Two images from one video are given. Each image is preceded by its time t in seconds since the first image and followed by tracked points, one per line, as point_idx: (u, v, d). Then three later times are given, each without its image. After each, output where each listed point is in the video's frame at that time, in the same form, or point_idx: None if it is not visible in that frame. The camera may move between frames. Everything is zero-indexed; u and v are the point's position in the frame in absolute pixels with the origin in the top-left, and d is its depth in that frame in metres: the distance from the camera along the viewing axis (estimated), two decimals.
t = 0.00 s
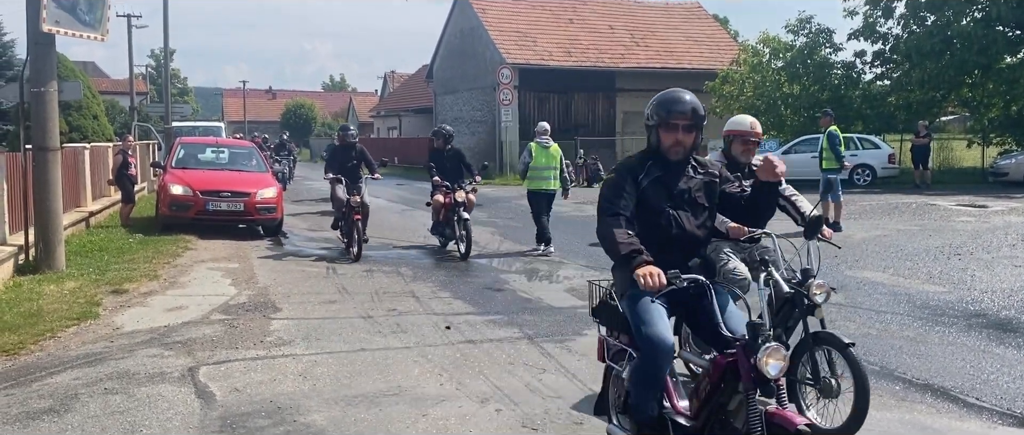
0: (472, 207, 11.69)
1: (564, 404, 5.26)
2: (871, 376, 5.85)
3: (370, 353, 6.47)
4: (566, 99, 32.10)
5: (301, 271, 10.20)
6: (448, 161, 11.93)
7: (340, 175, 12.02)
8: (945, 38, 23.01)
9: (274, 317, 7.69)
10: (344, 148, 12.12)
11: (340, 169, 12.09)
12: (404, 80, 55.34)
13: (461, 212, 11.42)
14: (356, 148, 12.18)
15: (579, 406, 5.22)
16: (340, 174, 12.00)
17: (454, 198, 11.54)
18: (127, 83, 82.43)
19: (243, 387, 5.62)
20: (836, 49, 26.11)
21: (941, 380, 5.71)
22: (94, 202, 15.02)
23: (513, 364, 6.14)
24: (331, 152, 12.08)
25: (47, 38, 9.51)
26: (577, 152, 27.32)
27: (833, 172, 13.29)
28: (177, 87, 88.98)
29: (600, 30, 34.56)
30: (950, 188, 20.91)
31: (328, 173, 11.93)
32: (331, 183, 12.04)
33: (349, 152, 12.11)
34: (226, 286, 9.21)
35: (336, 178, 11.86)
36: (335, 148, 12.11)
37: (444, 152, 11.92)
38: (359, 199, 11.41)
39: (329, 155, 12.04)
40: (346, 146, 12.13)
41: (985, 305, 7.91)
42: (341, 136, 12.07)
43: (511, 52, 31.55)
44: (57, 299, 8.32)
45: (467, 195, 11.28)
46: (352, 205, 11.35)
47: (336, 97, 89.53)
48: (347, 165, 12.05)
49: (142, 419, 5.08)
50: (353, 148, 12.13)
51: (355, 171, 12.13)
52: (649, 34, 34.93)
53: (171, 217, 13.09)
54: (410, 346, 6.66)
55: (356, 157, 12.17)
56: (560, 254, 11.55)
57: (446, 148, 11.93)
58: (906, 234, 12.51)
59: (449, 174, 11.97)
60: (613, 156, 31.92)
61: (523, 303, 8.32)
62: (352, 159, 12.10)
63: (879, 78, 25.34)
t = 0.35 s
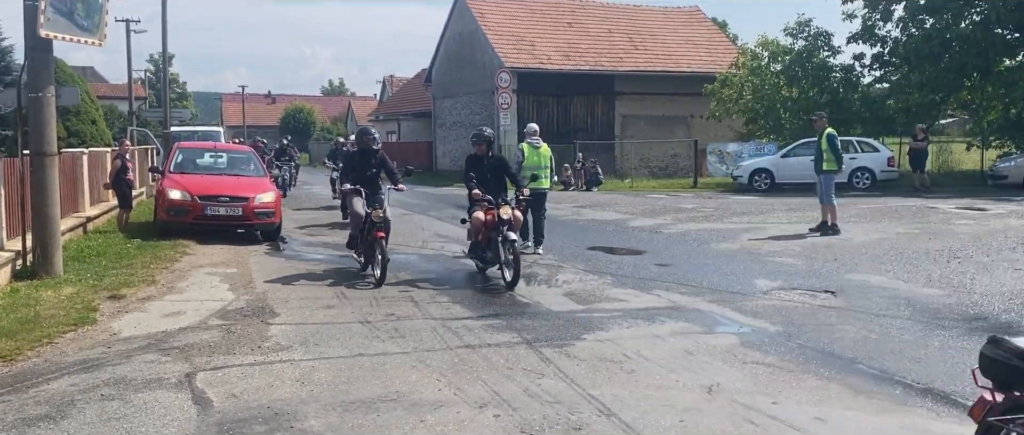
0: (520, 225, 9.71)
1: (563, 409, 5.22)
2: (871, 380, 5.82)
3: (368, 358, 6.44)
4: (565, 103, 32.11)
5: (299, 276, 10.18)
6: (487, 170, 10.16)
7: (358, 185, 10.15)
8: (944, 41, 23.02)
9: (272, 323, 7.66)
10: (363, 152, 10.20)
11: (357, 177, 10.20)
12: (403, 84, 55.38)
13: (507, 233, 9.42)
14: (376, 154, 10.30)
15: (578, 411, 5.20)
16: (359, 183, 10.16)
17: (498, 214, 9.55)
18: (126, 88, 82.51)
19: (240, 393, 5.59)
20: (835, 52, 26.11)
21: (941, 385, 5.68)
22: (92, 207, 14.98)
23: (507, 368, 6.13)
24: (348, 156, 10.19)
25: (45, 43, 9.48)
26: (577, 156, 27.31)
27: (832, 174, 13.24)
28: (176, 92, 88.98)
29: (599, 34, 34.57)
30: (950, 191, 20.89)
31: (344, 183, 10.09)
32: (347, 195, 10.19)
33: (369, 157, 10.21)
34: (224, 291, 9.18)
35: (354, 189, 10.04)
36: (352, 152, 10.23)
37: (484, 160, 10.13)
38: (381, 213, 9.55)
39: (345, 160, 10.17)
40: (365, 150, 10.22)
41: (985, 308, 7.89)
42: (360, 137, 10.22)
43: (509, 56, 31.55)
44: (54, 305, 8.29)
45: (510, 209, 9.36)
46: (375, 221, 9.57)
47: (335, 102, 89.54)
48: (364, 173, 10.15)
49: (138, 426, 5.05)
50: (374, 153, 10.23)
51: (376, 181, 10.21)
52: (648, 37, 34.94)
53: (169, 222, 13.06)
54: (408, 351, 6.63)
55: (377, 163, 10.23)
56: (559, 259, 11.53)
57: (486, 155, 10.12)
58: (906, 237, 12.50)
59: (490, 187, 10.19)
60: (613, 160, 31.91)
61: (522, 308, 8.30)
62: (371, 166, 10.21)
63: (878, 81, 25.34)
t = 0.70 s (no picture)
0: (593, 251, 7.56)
1: (561, 415, 5.21)
2: (870, 385, 5.81)
3: (365, 364, 6.41)
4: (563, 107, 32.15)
5: (296, 282, 10.14)
6: (550, 182, 7.98)
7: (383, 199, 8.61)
8: (941, 45, 23.04)
9: (269, 328, 7.63)
10: (391, 160, 8.74)
11: (382, 191, 8.71)
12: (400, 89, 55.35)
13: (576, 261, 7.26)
14: (404, 162, 8.80)
15: (576, 416, 5.17)
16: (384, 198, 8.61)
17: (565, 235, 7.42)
18: (123, 92, 82.46)
19: (237, 399, 5.56)
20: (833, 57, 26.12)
21: (941, 389, 5.66)
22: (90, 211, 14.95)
23: (505, 374, 6.10)
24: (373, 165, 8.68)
25: (42, 47, 9.44)
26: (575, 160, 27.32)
27: (831, 177, 13.23)
28: (174, 97, 89.02)
29: (597, 38, 34.60)
30: (948, 195, 20.88)
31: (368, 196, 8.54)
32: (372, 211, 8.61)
33: (396, 166, 8.74)
34: (221, 296, 9.15)
35: (379, 202, 8.47)
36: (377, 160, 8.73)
37: (546, 169, 7.98)
38: (413, 232, 8.01)
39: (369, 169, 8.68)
40: (392, 158, 8.74)
41: (984, 312, 7.87)
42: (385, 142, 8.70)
43: (508, 60, 31.56)
44: (50, 310, 8.25)
45: (585, 233, 7.23)
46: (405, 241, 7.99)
47: (332, 107, 89.58)
48: (389, 184, 8.68)
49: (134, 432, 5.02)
50: (401, 161, 8.76)
51: (403, 193, 8.75)
52: (647, 42, 34.95)
53: (166, 227, 13.04)
54: (406, 356, 6.60)
55: (405, 172, 8.78)
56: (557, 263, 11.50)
57: (549, 163, 7.99)
58: (904, 241, 12.49)
59: (554, 202, 8.00)
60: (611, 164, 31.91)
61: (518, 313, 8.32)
62: (399, 175, 8.75)
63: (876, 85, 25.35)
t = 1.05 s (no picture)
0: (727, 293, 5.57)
1: (558, 420, 5.19)
2: (868, 389, 5.80)
3: (363, 369, 6.40)
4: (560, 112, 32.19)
5: (293, 286, 10.12)
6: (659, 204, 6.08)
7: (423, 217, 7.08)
8: (938, 50, 23.11)
9: (266, 333, 7.61)
10: (431, 170, 7.27)
11: (422, 206, 7.23)
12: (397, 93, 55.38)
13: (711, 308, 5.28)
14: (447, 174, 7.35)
15: (574, 421, 5.16)
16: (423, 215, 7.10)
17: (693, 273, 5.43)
18: (120, 97, 82.36)
19: (234, 405, 5.55)
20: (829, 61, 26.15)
21: (938, 394, 5.66)
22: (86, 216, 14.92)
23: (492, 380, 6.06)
24: (411, 175, 7.24)
25: (38, 51, 9.43)
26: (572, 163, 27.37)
27: (829, 181, 13.24)
28: (170, 101, 88.98)
29: (594, 42, 34.63)
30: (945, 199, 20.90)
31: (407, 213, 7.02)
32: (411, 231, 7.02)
33: (437, 178, 7.29)
34: (217, 301, 9.12)
35: (419, 220, 6.92)
36: (415, 169, 7.28)
37: (651, 186, 6.10)
38: (462, 257, 6.39)
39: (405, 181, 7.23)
40: (433, 167, 7.26)
41: (981, 317, 7.87)
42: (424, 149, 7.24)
43: (504, 64, 31.59)
44: (46, 316, 8.23)
45: (721, 272, 5.27)
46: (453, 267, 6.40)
47: (329, 110, 89.56)
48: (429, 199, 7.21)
49: None
50: (443, 171, 7.32)
51: (446, 209, 7.26)
52: (643, 46, 35.00)
53: (162, 231, 13.00)
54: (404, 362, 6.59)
55: (447, 185, 7.31)
56: (555, 268, 11.50)
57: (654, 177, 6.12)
58: (901, 246, 12.49)
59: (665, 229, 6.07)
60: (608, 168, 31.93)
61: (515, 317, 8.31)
62: (439, 189, 7.28)
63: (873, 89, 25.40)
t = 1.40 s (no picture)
0: None
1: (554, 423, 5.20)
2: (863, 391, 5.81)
3: (358, 372, 6.40)
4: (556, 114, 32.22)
5: (288, 289, 10.11)
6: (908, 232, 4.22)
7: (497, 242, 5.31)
8: (933, 52, 23.17)
9: (261, 336, 7.60)
10: (504, 176, 5.47)
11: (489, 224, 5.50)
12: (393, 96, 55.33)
13: None
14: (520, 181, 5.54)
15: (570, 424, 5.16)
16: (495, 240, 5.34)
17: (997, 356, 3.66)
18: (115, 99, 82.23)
19: (229, 408, 5.54)
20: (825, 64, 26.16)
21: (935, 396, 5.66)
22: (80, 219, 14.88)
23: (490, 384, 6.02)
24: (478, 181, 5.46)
25: (33, 53, 9.42)
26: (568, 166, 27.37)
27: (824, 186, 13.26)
28: (165, 103, 88.88)
29: (590, 45, 34.68)
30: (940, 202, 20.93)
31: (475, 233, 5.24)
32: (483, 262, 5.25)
33: (510, 187, 5.49)
34: (212, 304, 9.10)
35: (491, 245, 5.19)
36: (484, 175, 5.48)
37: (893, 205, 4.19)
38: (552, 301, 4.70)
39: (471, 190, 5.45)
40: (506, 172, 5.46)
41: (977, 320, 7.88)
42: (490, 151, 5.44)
43: (500, 67, 31.61)
44: (41, 318, 8.20)
45: None
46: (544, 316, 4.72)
47: (324, 113, 89.43)
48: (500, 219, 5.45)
49: None
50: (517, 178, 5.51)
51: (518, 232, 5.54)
52: (639, 49, 35.04)
53: (157, 234, 12.98)
54: (399, 364, 6.58)
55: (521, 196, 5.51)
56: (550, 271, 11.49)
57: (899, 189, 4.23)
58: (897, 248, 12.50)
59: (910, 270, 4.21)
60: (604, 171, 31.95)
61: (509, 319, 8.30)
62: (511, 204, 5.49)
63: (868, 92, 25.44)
